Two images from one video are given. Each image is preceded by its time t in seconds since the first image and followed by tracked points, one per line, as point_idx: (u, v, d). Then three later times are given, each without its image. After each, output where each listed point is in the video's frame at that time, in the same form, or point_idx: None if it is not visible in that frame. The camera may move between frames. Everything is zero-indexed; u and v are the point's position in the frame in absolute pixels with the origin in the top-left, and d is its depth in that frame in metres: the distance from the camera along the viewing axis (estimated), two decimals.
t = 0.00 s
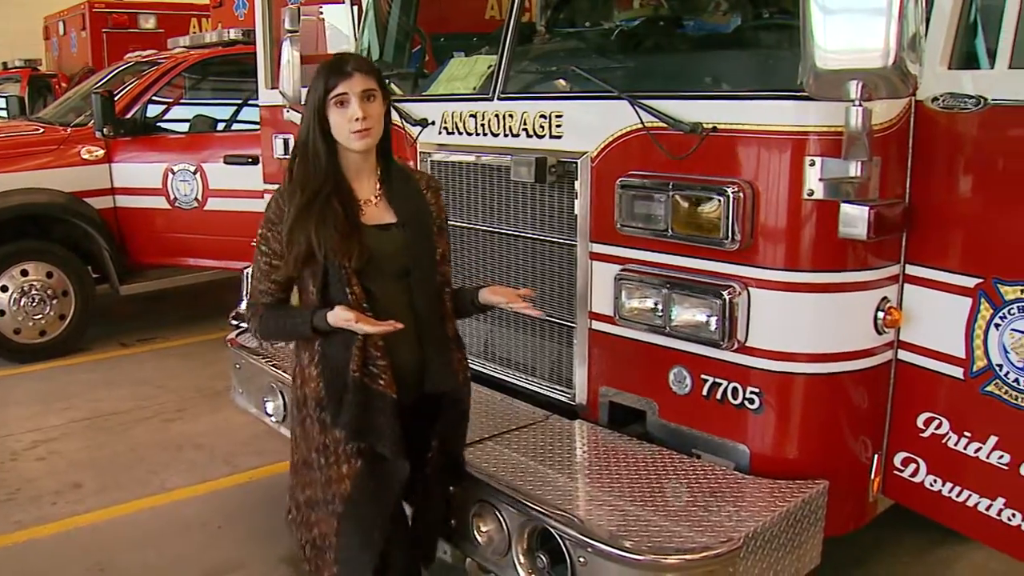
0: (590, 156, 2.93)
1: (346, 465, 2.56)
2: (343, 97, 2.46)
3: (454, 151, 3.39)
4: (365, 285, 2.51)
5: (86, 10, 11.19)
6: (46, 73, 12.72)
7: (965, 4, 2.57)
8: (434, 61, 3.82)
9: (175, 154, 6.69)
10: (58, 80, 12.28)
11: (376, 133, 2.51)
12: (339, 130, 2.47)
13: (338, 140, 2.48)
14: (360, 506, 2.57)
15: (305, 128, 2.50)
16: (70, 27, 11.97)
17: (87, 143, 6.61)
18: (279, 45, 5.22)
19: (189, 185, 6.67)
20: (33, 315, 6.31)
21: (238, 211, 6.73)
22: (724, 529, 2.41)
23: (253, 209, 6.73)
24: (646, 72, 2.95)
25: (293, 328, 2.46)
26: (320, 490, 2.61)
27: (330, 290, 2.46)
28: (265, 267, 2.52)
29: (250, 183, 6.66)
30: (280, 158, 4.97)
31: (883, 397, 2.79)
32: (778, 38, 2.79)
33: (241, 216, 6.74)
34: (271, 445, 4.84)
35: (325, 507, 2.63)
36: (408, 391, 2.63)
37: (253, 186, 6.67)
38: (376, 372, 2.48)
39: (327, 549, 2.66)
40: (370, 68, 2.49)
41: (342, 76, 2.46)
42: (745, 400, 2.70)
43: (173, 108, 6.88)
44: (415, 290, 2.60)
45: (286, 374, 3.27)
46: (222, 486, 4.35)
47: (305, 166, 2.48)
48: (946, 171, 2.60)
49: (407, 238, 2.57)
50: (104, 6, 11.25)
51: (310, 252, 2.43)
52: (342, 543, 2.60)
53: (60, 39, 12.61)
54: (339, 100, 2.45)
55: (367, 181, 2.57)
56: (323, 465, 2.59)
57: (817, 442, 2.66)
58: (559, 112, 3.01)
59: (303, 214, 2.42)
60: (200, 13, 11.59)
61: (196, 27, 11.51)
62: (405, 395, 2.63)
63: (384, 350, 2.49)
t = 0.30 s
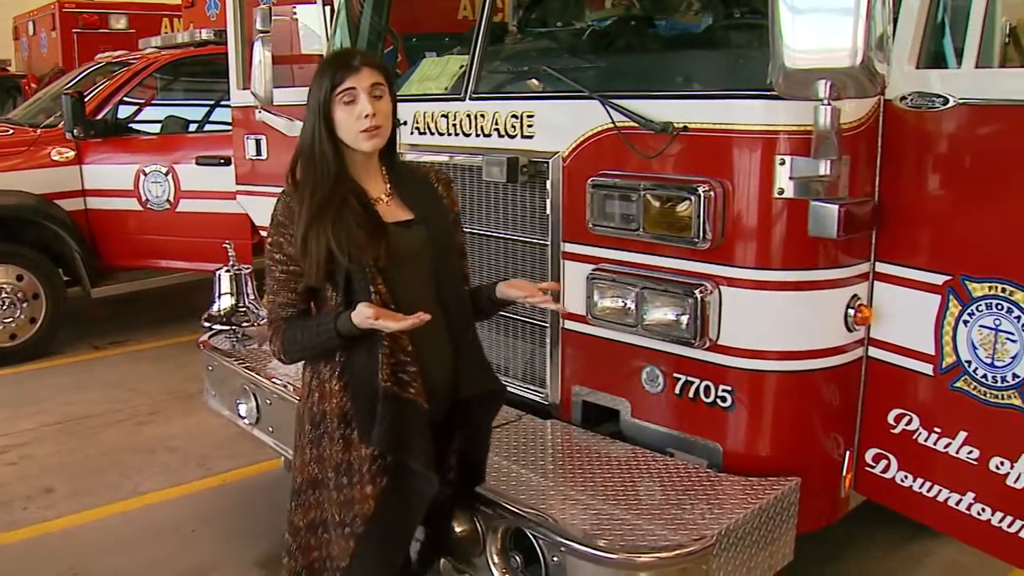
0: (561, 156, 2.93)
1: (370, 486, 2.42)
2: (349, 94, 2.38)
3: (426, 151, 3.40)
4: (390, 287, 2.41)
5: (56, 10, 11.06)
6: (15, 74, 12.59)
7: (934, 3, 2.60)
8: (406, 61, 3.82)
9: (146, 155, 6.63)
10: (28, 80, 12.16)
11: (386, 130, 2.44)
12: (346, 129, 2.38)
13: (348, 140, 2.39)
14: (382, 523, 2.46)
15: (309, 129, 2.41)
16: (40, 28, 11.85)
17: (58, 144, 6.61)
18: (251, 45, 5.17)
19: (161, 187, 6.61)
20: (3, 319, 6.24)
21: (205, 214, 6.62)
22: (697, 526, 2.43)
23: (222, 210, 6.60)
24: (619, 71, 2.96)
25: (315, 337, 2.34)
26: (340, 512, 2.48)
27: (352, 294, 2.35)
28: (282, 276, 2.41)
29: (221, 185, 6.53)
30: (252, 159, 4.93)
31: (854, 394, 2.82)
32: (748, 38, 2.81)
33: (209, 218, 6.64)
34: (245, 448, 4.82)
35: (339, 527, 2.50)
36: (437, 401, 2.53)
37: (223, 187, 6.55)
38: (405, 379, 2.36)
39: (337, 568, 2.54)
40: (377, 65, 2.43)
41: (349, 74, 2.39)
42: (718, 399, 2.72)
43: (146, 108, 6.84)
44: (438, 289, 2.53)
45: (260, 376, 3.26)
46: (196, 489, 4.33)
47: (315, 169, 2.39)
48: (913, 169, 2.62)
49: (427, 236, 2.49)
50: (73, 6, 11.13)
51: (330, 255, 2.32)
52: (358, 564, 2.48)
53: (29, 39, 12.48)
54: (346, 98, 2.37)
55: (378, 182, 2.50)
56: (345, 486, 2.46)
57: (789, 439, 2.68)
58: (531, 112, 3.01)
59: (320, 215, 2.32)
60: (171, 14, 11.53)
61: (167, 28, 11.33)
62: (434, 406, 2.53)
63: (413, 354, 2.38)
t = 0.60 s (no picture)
0: (532, 156, 2.95)
1: (381, 511, 2.17)
2: (342, 86, 2.11)
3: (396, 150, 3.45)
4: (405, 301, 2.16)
5: (24, 10, 10.92)
6: None
7: (901, 3, 2.62)
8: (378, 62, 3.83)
9: (116, 156, 6.61)
10: None
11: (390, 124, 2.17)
12: (344, 124, 2.11)
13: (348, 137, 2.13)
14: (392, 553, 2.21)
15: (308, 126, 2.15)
16: (7, 28, 11.72)
17: (25, 146, 6.57)
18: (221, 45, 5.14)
19: (131, 188, 6.57)
20: None
21: (177, 215, 6.54)
22: (669, 525, 2.43)
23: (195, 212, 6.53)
24: (590, 71, 2.97)
25: (320, 356, 2.13)
26: (345, 543, 2.18)
27: (363, 308, 2.12)
28: (284, 290, 2.19)
29: (192, 186, 6.48)
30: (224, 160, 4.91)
31: (824, 391, 2.84)
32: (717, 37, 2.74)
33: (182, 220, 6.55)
34: (218, 450, 4.80)
35: (344, 559, 2.20)
36: (454, 428, 2.26)
37: (195, 189, 6.49)
38: (419, 404, 2.11)
39: None
40: (370, 52, 2.16)
41: (345, 64, 2.12)
42: (689, 397, 2.73)
43: (115, 110, 6.80)
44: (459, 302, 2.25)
45: (231, 377, 3.25)
46: (169, 493, 4.31)
47: (317, 171, 2.13)
48: (881, 168, 2.64)
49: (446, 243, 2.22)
50: (42, 6, 10.99)
51: (336, 267, 2.09)
52: None
53: None
54: (342, 90, 2.11)
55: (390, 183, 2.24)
56: (353, 512, 2.18)
57: (761, 437, 2.70)
58: (500, 112, 3.03)
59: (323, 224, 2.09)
60: (142, 14, 11.45)
61: (137, 28, 11.34)
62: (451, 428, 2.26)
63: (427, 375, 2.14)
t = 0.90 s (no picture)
0: (501, 156, 2.97)
1: (355, 529, 2.04)
2: (346, 78, 2.03)
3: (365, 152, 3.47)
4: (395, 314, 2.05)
5: None
6: None
7: (866, 3, 2.63)
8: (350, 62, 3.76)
9: (83, 158, 6.57)
10: None
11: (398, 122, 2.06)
12: (348, 119, 2.02)
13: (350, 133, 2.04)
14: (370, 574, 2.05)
15: (311, 121, 2.07)
16: None
17: None
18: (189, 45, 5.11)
19: (99, 190, 6.53)
20: None
21: (148, 217, 6.52)
22: (640, 523, 2.45)
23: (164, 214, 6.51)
24: (558, 70, 2.97)
25: (316, 361, 2.01)
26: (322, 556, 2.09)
27: (351, 322, 2.04)
28: (275, 294, 2.08)
29: (161, 188, 6.46)
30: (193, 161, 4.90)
31: (793, 388, 2.86)
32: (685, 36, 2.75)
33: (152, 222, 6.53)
34: (189, 453, 4.77)
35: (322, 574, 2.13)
36: (441, 442, 2.15)
37: (165, 191, 6.47)
38: (403, 423, 2.02)
39: None
40: (380, 43, 2.06)
41: (353, 54, 2.03)
42: (658, 396, 2.75)
43: (84, 111, 6.77)
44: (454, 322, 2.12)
45: (200, 380, 3.25)
46: (138, 497, 4.28)
47: (314, 169, 2.04)
48: (848, 166, 2.66)
49: (443, 257, 2.08)
50: (7, 5, 10.58)
51: (326, 273, 1.99)
52: None
53: None
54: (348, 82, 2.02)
55: (394, 186, 2.12)
56: (330, 525, 2.08)
57: (731, 435, 2.71)
58: (469, 112, 3.04)
59: (316, 226, 2.00)
60: (110, 14, 11.35)
61: (105, 28, 11.46)
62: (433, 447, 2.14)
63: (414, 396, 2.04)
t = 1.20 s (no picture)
0: (465, 157, 2.97)
1: (341, 539, 2.03)
2: (358, 85, 1.96)
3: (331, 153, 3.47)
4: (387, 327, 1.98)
5: None
6: None
7: (828, 4, 2.66)
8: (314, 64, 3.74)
9: (47, 160, 6.50)
10: None
11: (406, 130, 1.97)
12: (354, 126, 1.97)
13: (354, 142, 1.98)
14: None
15: (320, 126, 2.03)
16: None
17: None
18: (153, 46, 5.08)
19: (63, 193, 6.48)
20: None
21: (115, 220, 6.48)
22: (607, 522, 2.47)
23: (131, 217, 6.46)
24: (522, 71, 2.97)
25: (307, 370, 2.02)
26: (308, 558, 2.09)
27: (340, 331, 2.03)
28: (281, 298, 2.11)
29: (127, 190, 6.43)
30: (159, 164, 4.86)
31: (759, 385, 2.88)
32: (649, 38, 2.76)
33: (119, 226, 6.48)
34: (157, 458, 4.75)
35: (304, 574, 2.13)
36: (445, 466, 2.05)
37: (131, 193, 6.43)
38: (382, 441, 1.97)
39: None
40: (394, 49, 1.97)
41: (363, 61, 1.96)
42: (625, 395, 2.76)
43: (47, 113, 6.75)
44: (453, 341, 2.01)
45: (165, 385, 3.23)
46: (105, 503, 4.25)
47: (314, 176, 2.03)
48: (813, 166, 2.68)
49: (439, 272, 1.96)
50: None
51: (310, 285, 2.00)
52: None
53: None
54: (355, 89, 1.96)
55: (403, 195, 2.03)
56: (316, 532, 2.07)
57: (697, 432, 2.73)
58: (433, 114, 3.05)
59: (310, 234, 1.99)
60: (75, 16, 11.24)
61: (69, 29, 11.33)
62: (430, 469, 2.04)
63: (397, 414, 1.99)
